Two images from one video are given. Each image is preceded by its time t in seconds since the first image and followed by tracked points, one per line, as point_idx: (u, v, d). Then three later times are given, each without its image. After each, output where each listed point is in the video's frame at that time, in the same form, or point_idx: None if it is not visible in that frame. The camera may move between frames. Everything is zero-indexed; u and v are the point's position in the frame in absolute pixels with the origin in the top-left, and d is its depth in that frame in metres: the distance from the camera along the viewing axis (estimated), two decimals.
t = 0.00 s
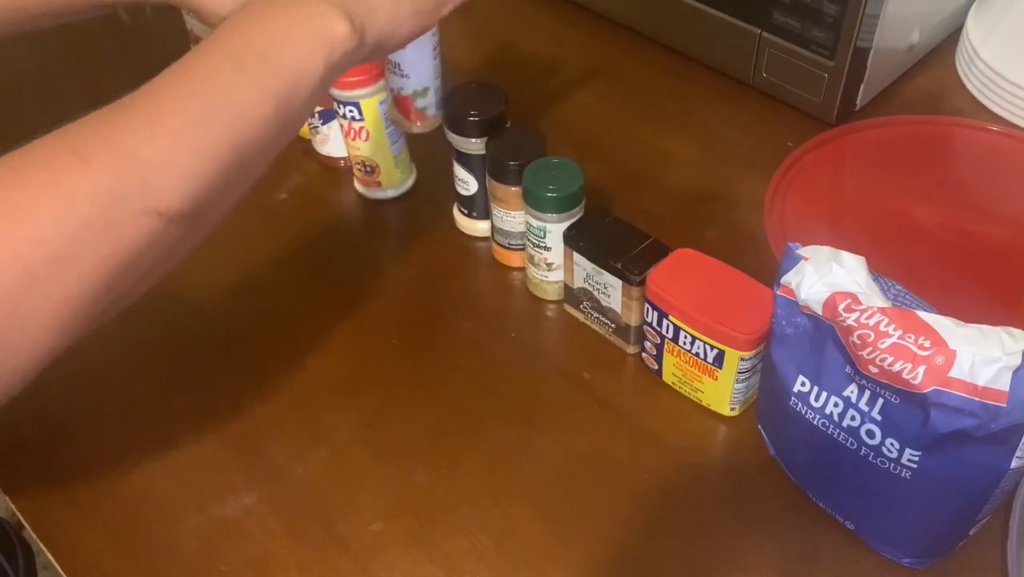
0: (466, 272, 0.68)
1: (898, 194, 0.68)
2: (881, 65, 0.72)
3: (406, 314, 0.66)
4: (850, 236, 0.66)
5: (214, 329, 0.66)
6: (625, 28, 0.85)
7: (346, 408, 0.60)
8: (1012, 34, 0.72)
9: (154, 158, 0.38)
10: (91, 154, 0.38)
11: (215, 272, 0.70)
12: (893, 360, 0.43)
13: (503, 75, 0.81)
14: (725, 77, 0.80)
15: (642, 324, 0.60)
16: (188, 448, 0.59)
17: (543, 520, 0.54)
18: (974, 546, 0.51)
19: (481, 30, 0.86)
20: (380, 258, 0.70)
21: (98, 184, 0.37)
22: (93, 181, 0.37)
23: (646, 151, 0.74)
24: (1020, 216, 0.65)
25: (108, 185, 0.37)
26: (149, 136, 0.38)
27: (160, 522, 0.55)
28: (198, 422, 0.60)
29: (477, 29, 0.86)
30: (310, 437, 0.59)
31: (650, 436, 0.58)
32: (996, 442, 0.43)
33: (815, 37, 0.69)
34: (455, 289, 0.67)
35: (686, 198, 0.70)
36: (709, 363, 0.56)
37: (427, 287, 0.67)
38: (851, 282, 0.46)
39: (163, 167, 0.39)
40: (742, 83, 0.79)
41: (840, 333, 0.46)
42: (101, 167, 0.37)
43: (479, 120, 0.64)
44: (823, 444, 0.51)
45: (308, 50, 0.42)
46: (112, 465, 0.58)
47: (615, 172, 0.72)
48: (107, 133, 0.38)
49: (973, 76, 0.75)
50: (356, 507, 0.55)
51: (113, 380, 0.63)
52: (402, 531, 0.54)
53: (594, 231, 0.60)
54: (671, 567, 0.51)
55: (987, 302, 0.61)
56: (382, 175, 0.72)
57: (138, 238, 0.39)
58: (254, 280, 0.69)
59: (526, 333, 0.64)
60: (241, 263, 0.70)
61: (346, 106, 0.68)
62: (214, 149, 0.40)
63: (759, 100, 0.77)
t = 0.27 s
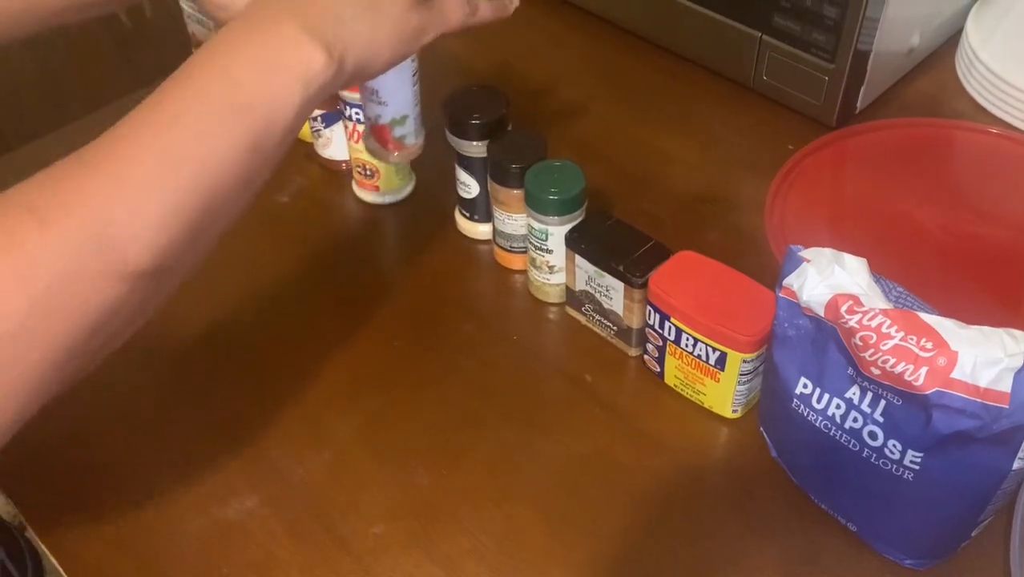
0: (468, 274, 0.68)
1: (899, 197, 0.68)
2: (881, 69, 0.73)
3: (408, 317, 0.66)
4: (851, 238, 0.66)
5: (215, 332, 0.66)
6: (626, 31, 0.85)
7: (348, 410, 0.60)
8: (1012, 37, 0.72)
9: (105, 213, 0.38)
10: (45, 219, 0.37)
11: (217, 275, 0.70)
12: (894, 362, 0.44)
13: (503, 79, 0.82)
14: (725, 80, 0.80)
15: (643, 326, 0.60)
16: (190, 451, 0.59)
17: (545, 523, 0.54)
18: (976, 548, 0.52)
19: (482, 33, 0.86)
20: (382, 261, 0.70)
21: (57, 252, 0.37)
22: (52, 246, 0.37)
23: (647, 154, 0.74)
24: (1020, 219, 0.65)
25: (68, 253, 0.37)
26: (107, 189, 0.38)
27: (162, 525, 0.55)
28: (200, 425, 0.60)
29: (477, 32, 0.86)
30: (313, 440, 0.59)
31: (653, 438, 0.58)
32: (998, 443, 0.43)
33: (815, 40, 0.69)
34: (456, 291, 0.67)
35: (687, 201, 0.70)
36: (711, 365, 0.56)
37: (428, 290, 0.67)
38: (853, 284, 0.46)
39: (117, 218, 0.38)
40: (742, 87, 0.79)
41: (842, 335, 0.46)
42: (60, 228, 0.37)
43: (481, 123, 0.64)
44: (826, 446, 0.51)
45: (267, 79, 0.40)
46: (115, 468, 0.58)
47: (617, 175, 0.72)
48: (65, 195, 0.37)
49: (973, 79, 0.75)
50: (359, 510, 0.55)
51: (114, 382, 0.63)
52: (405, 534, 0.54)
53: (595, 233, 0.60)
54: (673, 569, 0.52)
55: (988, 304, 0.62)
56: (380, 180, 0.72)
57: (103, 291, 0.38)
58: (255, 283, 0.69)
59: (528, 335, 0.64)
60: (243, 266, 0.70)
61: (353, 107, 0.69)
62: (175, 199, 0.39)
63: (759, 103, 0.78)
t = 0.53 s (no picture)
0: (469, 278, 0.69)
1: (898, 201, 0.68)
2: (879, 73, 0.73)
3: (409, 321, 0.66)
4: (851, 243, 0.66)
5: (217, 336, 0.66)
6: (625, 36, 0.85)
7: (350, 415, 0.60)
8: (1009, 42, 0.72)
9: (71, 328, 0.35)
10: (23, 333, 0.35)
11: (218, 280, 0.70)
12: (894, 366, 0.44)
13: (504, 84, 0.82)
14: (725, 85, 0.80)
15: (644, 330, 0.61)
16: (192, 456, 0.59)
17: (547, 528, 0.54)
18: (975, 551, 0.52)
19: (482, 38, 0.87)
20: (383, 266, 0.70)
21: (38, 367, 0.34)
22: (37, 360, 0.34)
23: (647, 159, 0.74)
24: (1018, 223, 0.66)
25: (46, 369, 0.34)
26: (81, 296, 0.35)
27: (165, 530, 0.55)
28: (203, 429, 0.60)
29: (477, 38, 0.87)
30: (315, 445, 0.59)
31: (653, 442, 0.58)
32: (997, 447, 0.43)
33: (814, 45, 0.69)
34: (458, 296, 0.68)
35: (687, 206, 0.70)
36: (711, 369, 0.56)
37: (429, 294, 0.68)
38: (852, 288, 0.47)
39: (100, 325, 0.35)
40: (742, 91, 0.79)
41: (842, 339, 0.46)
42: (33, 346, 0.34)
43: (483, 128, 0.65)
44: (826, 449, 0.51)
45: (258, 155, 0.39)
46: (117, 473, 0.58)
47: (617, 180, 0.73)
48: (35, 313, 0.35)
49: (971, 84, 0.75)
50: (361, 515, 0.55)
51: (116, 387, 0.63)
52: (407, 539, 0.54)
53: (596, 237, 0.60)
54: (676, 574, 0.52)
55: (986, 308, 0.62)
56: (382, 185, 0.73)
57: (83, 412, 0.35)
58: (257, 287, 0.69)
59: (529, 339, 0.64)
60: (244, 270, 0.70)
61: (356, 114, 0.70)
62: (158, 295, 0.36)
63: (758, 108, 0.78)
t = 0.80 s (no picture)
0: (470, 282, 0.69)
1: (898, 204, 0.68)
2: (879, 76, 0.73)
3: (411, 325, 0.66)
4: (852, 246, 0.66)
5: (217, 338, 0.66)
6: (626, 40, 0.85)
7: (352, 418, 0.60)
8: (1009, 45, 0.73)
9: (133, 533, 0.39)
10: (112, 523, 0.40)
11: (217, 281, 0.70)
12: (895, 368, 0.44)
13: (505, 87, 0.82)
14: (725, 88, 0.80)
15: (645, 333, 0.61)
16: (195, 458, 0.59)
17: (549, 530, 0.54)
18: (975, 554, 0.52)
19: (483, 42, 0.87)
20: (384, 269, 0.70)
21: (109, 554, 0.39)
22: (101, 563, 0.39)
23: (648, 162, 0.74)
24: (1018, 226, 0.66)
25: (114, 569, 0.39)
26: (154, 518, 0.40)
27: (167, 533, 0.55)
28: (205, 433, 0.60)
29: (477, 42, 0.87)
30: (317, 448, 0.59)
31: (655, 444, 0.58)
32: (998, 449, 0.43)
33: (815, 48, 0.70)
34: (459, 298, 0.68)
35: (688, 209, 0.71)
36: (713, 372, 0.57)
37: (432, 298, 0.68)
38: (853, 291, 0.47)
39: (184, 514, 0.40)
40: (742, 95, 0.79)
41: (843, 342, 0.46)
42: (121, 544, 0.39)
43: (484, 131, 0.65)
44: (827, 452, 0.51)
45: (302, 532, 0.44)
46: (118, 475, 0.58)
47: (618, 183, 0.73)
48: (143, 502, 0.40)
49: (970, 87, 0.75)
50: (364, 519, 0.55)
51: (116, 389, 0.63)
52: (409, 543, 0.54)
53: (598, 240, 0.60)
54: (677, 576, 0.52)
55: (986, 311, 0.62)
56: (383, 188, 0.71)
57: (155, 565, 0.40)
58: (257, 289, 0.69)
59: (530, 342, 0.65)
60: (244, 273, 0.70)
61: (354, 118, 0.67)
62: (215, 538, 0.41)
63: (758, 111, 0.78)
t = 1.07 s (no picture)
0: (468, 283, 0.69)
1: (895, 203, 0.68)
2: (876, 75, 0.73)
3: (410, 327, 0.66)
4: (849, 245, 0.66)
5: (217, 341, 0.66)
6: (623, 40, 0.85)
7: (351, 419, 0.61)
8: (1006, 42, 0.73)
9: None
10: None
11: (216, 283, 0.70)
12: (891, 367, 0.44)
13: (502, 88, 0.82)
14: (722, 87, 0.80)
15: (643, 333, 0.61)
16: (195, 461, 0.59)
17: (547, 531, 0.54)
18: (972, 552, 0.52)
19: (480, 42, 0.87)
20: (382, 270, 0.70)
21: None
22: None
23: (645, 162, 0.75)
24: (1015, 224, 0.66)
25: None
26: None
27: (167, 536, 0.55)
28: (205, 435, 0.60)
29: (474, 43, 0.87)
30: (316, 450, 0.59)
31: (652, 444, 0.58)
32: (993, 448, 0.44)
33: (811, 48, 0.70)
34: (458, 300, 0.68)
35: (685, 209, 0.71)
36: (710, 371, 0.57)
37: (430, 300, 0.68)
38: (848, 290, 0.47)
39: None
40: (739, 94, 0.79)
41: (839, 341, 0.47)
42: None
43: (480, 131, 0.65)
44: (824, 451, 0.51)
45: None
46: (118, 478, 0.58)
47: (615, 183, 0.73)
48: None
49: (967, 86, 0.75)
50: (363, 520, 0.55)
51: (116, 392, 0.63)
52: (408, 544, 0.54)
53: (595, 240, 0.60)
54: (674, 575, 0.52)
55: (982, 310, 0.62)
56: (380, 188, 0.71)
57: None
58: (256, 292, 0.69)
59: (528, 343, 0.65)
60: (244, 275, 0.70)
61: (351, 118, 0.67)
62: None
63: (755, 110, 0.78)
